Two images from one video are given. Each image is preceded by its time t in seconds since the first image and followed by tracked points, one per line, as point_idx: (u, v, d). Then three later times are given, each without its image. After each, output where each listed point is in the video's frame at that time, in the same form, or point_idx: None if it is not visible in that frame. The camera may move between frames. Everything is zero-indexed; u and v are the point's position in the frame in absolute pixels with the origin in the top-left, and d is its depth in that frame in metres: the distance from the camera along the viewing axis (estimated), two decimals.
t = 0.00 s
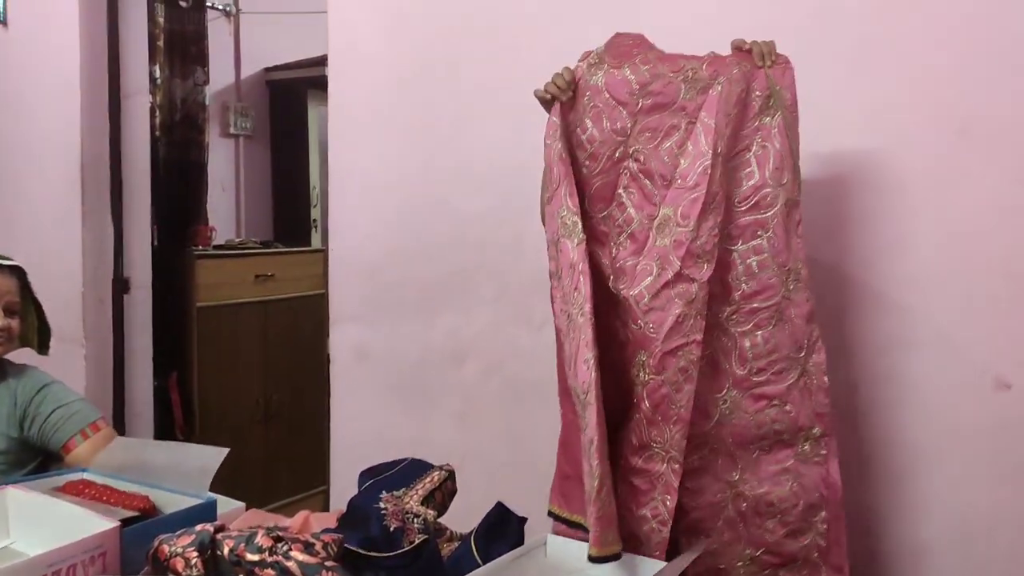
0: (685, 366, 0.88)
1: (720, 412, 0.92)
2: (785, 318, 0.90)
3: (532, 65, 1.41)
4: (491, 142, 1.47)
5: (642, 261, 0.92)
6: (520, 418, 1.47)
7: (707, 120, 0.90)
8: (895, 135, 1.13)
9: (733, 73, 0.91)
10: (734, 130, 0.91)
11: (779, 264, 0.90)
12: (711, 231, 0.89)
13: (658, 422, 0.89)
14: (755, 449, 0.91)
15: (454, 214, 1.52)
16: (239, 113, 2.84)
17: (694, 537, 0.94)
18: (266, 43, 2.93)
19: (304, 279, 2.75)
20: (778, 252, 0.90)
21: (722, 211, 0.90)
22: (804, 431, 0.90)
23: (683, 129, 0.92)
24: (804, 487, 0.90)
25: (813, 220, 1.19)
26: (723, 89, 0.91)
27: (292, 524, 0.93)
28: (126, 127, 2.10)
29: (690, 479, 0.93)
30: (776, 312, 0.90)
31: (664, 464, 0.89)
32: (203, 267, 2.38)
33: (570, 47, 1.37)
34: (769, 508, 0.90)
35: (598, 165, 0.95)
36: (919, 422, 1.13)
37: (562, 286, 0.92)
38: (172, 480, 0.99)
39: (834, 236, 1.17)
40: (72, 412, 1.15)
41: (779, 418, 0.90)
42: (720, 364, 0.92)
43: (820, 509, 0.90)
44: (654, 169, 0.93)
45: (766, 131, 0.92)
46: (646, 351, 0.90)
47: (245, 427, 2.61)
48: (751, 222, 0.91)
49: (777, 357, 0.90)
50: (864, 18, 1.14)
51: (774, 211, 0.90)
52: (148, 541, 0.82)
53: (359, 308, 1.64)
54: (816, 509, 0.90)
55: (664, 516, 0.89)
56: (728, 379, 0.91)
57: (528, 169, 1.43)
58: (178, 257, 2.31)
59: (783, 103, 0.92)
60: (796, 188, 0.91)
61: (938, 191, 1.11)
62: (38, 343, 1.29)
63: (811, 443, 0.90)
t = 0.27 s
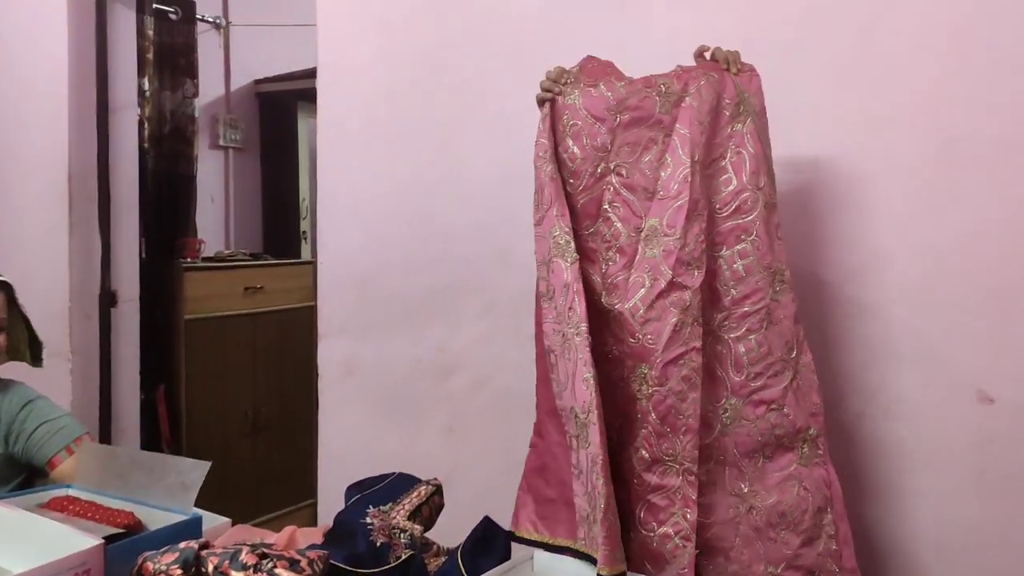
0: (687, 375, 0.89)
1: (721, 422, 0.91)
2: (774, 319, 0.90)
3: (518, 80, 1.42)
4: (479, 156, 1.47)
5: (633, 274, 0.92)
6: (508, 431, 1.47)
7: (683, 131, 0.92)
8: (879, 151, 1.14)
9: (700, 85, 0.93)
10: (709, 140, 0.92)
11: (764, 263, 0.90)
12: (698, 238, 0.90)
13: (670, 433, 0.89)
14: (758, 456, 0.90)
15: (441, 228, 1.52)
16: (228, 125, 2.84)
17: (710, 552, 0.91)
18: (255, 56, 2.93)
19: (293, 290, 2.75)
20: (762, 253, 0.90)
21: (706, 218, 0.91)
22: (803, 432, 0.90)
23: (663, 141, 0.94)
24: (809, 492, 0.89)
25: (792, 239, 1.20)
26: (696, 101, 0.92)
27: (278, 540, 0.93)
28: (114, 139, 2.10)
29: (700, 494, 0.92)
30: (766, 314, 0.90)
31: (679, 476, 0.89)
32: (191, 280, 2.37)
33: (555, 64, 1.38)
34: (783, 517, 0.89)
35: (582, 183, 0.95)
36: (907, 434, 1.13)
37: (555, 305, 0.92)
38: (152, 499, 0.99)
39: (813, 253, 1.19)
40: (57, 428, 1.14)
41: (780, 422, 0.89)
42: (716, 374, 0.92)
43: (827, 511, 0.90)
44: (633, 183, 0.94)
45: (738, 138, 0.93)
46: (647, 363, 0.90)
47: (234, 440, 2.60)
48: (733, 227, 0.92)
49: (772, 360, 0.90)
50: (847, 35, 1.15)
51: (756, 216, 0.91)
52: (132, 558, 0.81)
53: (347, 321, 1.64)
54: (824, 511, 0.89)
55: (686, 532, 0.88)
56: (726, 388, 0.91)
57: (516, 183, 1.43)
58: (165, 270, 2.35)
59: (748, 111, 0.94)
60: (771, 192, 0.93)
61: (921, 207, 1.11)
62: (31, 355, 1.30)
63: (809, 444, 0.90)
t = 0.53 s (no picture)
0: (662, 382, 0.88)
1: (726, 435, 0.89)
2: (778, 329, 0.89)
3: (511, 86, 1.43)
4: (471, 162, 1.47)
5: (610, 277, 0.92)
6: (499, 437, 1.47)
7: (668, 137, 0.92)
8: (869, 160, 1.15)
9: (690, 92, 0.95)
10: (697, 147, 0.93)
11: (768, 273, 0.90)
12: (679, 246, 0.90)
13: (642, 440, 0.88)
14: (766, 470, 0.88)
15: (434, 233, 1.52)
16: (220, 130, 2.84)
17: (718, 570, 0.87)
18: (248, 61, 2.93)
19: (287, 296, 2.75)
20: (765, 263, 0.90)
21: (693, 225, 0.91)
22: (811, 444, 0.88)
23: (645, 143, 0.94)
24: (818, 505, 0.88)
25: (791, 242, 1.20)
26: (682, 108, 0.94)
27: (268, 547, 0.92)
28: (106, 143, 2.10)
29: (705, 509, 0.89)
30: (770, 323, 0.89)
31: (653, 487, 0.87)
32: (182, 285, 2.37)
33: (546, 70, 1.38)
34: (791, 532, 0.86)
35: (563, 184, 0.96)
36: (902, 438, 1.13)
37: (545, 306, 0.93)
38: (143, 505, 0.99)
39: (810, 258, 1.19)
40: (45, 435, 1.13)
41: (786, 433, 0.88)
42: (718, 384, 0.90)
43: (837, 525, 0.88)
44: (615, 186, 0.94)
45: (734, 146, 0.94)
46: (620, 369, 0.89)
47: (227, 445, 2.60)
48: (734, 236, 0.91)
49: (777, 370, 0.88)
50: (837, 42, 1.16)
51: (757, 226, 0.90)
52: (120, 565, 0.81)
53: (338, 326, 1.64)
54: (834, 525, 0.88)
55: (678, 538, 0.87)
56: (729, 399, 0.89)
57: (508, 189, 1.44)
58: (158, 275, 2.34)
59: (746, 120, 0.95)
60: (771, 200, 0.93)
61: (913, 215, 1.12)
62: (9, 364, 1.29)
63: (818, 456, 0.89)
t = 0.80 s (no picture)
0: (629, 377, 0.91)
1: (686, 436, 0.92)
2: (749, 337, 0.89)
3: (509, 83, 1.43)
4: (469, 160, 1.48)
5: (587, 270, 0.94)
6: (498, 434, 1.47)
7: (656, 136, 0.93)
8: (865, 159, 1.15)
9: (681, 93, 0.95)
10: (685, 149, 0.94)
11: (743, 279, 0.90)
12: (657, 245, 0.92)
13: (605, 434, 0.91)
14: (725, 477, 0.90)
15: (432, 232, 1.52)
16: (218, 128, 2.83)
17: (660, 564, 0.94)
18: (247, 59, 2.94)
19: (283, 293, 2.74)
20: (742, 270, 0.90)
21: (672, 224, 0.92)
22: (777, 458, 0.88)
23: (631, 141, 0.95)
24: (780, 520, 0.87)
25: (778, 237, 1.21)
26: (674, 106, 0.94)
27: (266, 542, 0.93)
28: (104, 141, 2.10)
29: (657, 507, 0.94)
30: (741, 330, 0.89)
31: (613, 481, 0.91)
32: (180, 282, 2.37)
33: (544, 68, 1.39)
34: (744, 544, 0.88)
35: (550, 176, 0.98)
36: (882, 437, 1.15)
37: (528, 294, 0.94)
38: (143, 499, 0.99)
39: (800, 255, 1.20)
40: (41, 431, 1.13)
41: (748, 443, 0.88)
42: (685, 385, 0.93)
43: (799, 546, 0.87)
44: (599, 183, 0.95)
45: (721, 149, 0.94)
46: (590, 363, 0.92)
47: (224, 442, 2.60)
48: (713, 239, 0.92)
49: (744, 379, 0.89)
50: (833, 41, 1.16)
51: (735, 230, 0.91)
52: (118, 560, 0.81)
53: (336, 324, 1.64)
54: (794, 546, 0.87)
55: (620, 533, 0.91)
56: (694, 401, 0.92)
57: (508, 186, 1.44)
58: (155, 272, 2.35)
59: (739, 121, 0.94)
60: (755, 205, 0.92)
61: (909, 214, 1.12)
62: (21, 355, 1.29)
63: (786, 471, 0.88)
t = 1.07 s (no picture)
0: (603, 368, 0.91)
1: (658, 426, 0.92)
2: (728, 334, 0.89)
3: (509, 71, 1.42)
4: (468, 149, 1.47)
5: (569, 260, 0.95)
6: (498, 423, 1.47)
7: (647, 129, 0.92)
8: (868, 147, 1.14)
9: (675, 85, 0.93)
10: (677, 143, 0.92)
11: (728, 277, 0.89)
12: (643, 238, 0.91)
13: (577, 420, 0.92)
14: (697, 470, 0.90)
15: (431, 221, 1.52)
16: (217, 119, 2.83)
17: (629, 549, 0.94)
18: (246, 50, 2.93)
19: (282, 285, 2.74)
20: (726, 267, 0.89)
21: (658, 218, 0.92)
22: (750, 456, 0.88)
23: (621, 134, 0.94)
24: (747, 517, 0.87)
25: (773, 225, 1.22)
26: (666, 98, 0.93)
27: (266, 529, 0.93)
28: (103, 132, 2.10)
29: (628, 493, 0.94)
30: (720, 327, 0.89)
31: (581, 466, 0.92)
32: (180, 272, 2.36)
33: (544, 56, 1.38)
34: (710, 536, 0.88)
35: (539, 164, 0.99)
36: (863, 425, 1.16)
37: (510, 281, 0.97)
38: (145, 485, 1.02)
39: (798, 244, 1.20)
40: (41, 419, 1.13)
41: (721, 439, 0.88)
42: (664, 377, 0.93)
43: (764, 543, 0.86)
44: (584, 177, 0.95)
45: (715, 144, 0.92)
46: (566, 351, 0.94)
47: (224, 433, 2.60)
48: (699, 234, 0.91)
49: (720, 376, 0.88)
50: (834, 28, 1.15)
51: (722, 228, 0.90)
52: (118, 546, 0.81)
53: (336, 314, 1.64)
54: (761, 543, 0.87)
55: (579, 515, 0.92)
56: (671, 394, 0.92)
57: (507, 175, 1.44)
58: (155, 263, 2.34)
59: (736, 114, 0.92)
60: (746, 203, 0.91)
61: (913, 205, 1.12)
62: (9, 349, 1.29)
63: (757, 470, 0.88)
